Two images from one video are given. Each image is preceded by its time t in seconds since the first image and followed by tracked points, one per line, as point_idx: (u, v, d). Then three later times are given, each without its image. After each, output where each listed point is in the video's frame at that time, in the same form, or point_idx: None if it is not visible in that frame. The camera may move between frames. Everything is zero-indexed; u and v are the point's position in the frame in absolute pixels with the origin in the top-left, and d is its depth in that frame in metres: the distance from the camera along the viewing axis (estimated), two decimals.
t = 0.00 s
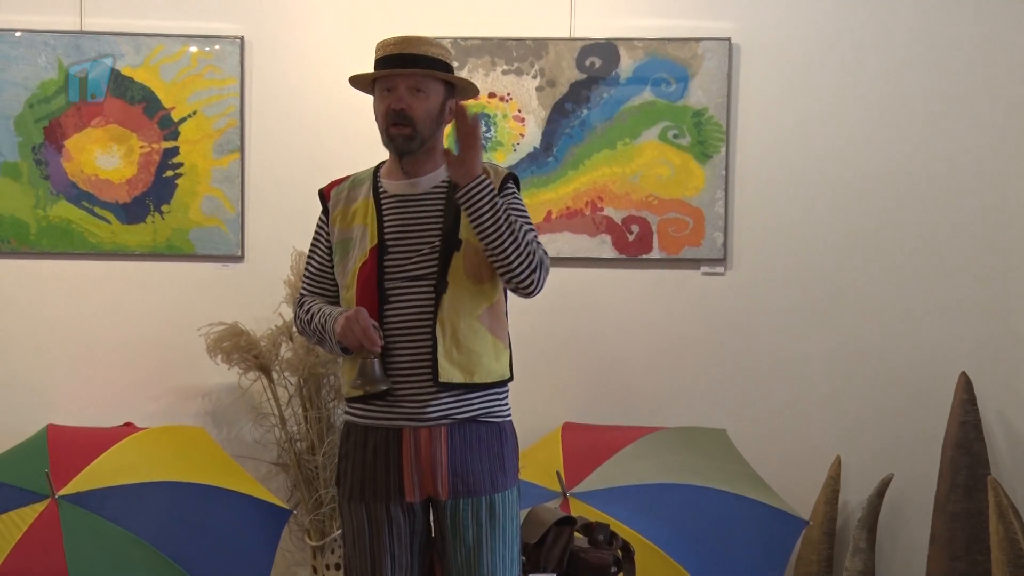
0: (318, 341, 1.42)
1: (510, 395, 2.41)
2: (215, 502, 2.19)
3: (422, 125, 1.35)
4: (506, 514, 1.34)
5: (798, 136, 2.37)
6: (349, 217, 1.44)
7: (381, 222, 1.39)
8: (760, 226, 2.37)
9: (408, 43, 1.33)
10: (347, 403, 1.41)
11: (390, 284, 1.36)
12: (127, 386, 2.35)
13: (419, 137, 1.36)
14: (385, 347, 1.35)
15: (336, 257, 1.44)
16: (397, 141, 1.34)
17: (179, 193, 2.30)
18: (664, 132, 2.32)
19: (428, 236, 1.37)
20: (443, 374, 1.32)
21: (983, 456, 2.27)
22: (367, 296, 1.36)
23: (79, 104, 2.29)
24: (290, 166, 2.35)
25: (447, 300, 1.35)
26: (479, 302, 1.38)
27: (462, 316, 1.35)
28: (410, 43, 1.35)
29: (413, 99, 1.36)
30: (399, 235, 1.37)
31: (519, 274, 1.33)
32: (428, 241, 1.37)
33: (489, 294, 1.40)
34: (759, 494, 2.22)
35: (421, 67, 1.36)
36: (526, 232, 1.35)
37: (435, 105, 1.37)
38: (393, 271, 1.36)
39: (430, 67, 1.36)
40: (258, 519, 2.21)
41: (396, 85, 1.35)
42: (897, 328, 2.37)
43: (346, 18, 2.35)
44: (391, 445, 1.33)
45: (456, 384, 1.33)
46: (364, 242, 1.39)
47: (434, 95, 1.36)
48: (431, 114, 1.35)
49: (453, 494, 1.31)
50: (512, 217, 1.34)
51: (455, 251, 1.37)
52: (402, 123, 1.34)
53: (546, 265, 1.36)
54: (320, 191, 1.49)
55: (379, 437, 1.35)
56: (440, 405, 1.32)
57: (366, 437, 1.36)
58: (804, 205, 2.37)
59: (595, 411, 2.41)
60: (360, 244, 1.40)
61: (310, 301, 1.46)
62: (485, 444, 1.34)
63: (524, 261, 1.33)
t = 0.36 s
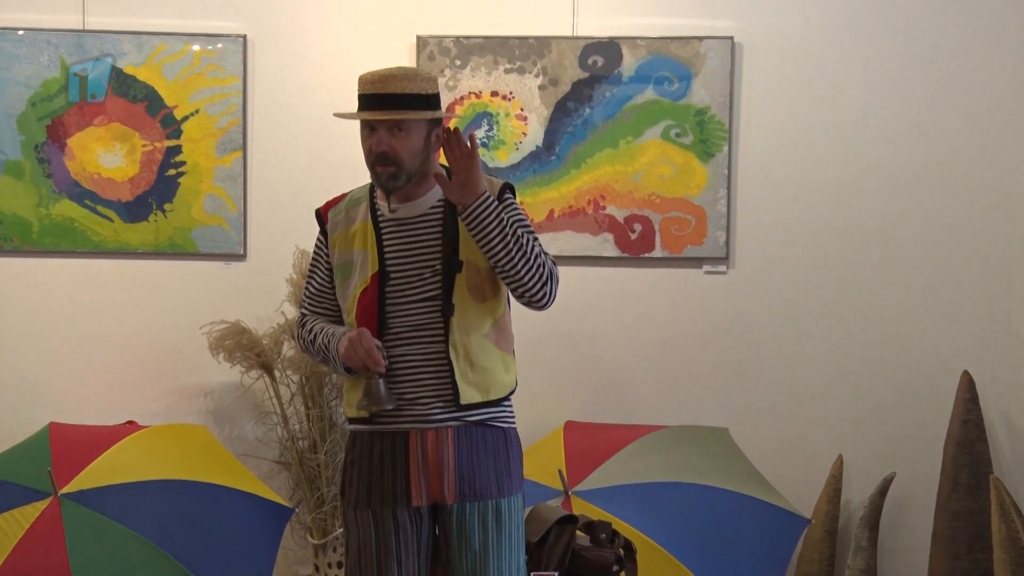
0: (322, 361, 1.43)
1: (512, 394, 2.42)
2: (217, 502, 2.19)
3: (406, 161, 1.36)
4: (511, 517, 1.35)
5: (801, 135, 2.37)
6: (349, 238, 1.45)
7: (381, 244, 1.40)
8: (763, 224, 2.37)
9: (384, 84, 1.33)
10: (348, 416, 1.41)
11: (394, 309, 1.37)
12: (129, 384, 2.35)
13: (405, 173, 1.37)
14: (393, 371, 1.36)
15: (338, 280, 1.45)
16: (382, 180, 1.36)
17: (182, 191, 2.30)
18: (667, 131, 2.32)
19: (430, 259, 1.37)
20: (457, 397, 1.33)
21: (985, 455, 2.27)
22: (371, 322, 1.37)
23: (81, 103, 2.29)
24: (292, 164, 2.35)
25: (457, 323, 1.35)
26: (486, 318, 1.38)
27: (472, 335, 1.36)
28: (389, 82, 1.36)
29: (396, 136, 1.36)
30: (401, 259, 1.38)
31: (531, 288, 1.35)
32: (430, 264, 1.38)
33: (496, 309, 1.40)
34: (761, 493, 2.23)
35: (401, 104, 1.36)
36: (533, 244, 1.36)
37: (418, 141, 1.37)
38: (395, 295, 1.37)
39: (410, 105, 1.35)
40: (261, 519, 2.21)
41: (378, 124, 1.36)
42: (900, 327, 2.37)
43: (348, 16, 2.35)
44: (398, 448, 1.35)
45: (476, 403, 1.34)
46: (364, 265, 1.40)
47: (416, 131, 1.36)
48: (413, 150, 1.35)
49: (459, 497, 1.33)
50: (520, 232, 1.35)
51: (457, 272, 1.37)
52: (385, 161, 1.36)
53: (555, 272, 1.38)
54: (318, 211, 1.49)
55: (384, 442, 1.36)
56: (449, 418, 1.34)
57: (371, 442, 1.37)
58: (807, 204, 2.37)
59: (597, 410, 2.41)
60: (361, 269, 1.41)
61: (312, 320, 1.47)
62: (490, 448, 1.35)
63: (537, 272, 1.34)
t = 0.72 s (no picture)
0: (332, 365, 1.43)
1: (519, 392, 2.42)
2: (224, 500, 2.20)
3: (412, 166, 1.36)
4: (521, 517, 1.35)
5: (809, 132, 2.37)
6: (357, 243, 1.45)
7: (389, 250, 1.40)
8: (771, 222, 2.37)
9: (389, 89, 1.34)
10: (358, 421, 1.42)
11: (402, 315, 1.38)
12: (138, 382, 2.36)
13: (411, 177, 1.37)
14: (401, 376, 1.36)
15: (347, 286, 1.46)
16: (389, 185, 1.36)
17: (190, 189, 2.31)
18: (674, 128, 2.32)
19: (438, 265, 1.38)
20: (465, 402, 1.34)
21: (994, 454, 2.27)
22: (380, 328, 1.37)
23: (90, 101, 2.29)
24: (300, 161, 2.35)
25: (466, 328, 1.35)
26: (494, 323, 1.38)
27: (481, 341, 1.36)
28: (393, 88, 1.37)
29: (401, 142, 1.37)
30: (408, 265, 1.38)
31: (536, 294, 1.35)
32: (437, 270, 1.38)
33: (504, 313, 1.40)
34: (768, 491, 2.22)
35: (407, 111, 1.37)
36: (539, 249, 1.36)
37: (423, 148, 1.37)
38: (403, 301, 1.38)
39: (416, 111, 1.36)
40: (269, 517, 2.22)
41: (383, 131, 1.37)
42: (908, 325, 2.37)
43: (357, 14, 2.35)
44: (408, 448, 1.35)
45: (487, 407, 1.34)
46: (373, 271, 1.41)
47: (421, 136, 1.37)
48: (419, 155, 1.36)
49: (468, 498, 1.33)
50: (525, 238, 1.34)
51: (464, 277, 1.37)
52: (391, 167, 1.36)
53: (561, 277, 1.38)
54: (326, 216, 1.50)
55: (394, 443, 1.37)
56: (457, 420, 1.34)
57: (380, 442, 1.38)
58: (814, 202, 2.37)
59: (605, 407, 2.41)
60: (369, 274, 1.42)
61: (319, 325, 1.48)
62: (499, 448, 1.36)
63: (543, 278, 1.34)
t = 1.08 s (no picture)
0: (350, 358, 1.49)
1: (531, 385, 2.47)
2: (244, 490, 2.26)
3: (427, 165, 1.42)
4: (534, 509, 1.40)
5: (815, 132, 2.42)
6: (373, 238, 1.51)
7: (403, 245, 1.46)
8: (778, 219, 2.42)
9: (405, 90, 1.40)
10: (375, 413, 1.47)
11: (417, 308, 1.44)
12: (159, 375, 2.42)
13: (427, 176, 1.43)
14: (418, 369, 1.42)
15: (362, 279, 1.52)
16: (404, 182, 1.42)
17: (211, 187, 2.37)
18: (683, 128, 2.38)
19: (453, 261, 1.43)
20: (479, 393, 1.39)
21: (996, 446, 2.32)
22: (396, 322, 1.43)
23: (114, 101, 2.35)
24: (318, 160, 2.41)
25: (479, 323, 1.41)
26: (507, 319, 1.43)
27: (494, 335, 1.41)
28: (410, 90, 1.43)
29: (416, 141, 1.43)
30: (424, 261, 1.44)
31: (549, 290, 1.40)
32: (452, 266, 1.43)
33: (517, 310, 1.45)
34: (775, 482, 2.28)
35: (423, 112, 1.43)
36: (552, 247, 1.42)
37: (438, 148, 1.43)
38: (417, 295, 1.44)
39: (431, 112, 1.42)
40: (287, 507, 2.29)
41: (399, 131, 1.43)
42: (912, 320, 2.42)
43: (373, 17, 2.41)
44: (424, 441, 1.41)
45: (500, 400, 1.39)
46: (388, 266, 1.47)
47: (436, 137, 1.42)
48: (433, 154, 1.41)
49: (482, 489, 1.38)
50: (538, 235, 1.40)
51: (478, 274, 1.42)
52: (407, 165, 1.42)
53: (572, 273, 1.43)
54: (343, 213, 1.56)
55: (409, 435, 1.42)
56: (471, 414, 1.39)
57: (398, 435, 1.43)
58: (821, 199, 2.42)
59: (615, 401, 2.47)
60: (384, 270, 1.47)
61: (335, 320, 1.54)
62: (512, 441, 1.41)
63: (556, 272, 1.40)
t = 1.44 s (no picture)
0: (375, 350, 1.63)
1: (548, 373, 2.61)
2: (278, 471, 2.42)
3: (452, 154, 1.55)
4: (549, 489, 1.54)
5: (819, 133, 2.54)
6: (397, 231, 1.64)
7: (425, 237, 1.59)
8: (783, 216, 2.55)
9: (429, 84, 1.53)
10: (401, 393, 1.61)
11: (438, 296, 1.57)
12: (197, 363, 2.57)
13: (452, 164, 1.56)
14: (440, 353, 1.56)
15: (388, 268, 1.65)
16: (431, 173, 1.56)
17: (246, 186, 2.51)
18: (693, 130, 2.50)
19: (473, 253, 1.56)
20: (497, 376, 1.52)
21: (990, 431, 2.44)
22: (419, 308, 1.57)
23: (155, 105, 2.49)
24: (347, 160, 2.54)
25: (498, 311, 1.54)
26: (523, 313, 1.56)
27: (511, 324, 1.54)
28: (432, 83, 1.55)
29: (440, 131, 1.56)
30: (446, 253, 1.57)
31: (566, 297, 1.54)
32: (472, 257, 1.56)
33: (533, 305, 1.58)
34: (778, 465, 2.41)
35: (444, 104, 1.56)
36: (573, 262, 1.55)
37: (460, 136, 1.56)
38: (438, 284, 1.57)
39: (452, 104, 1.55)
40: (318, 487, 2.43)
41: (424, 122, 1.55)
42: (911, 312, 2.55)
43: (400, 23, 2.54)
44: (446, 425, 1.55)
45: (516, 385, 1.53)
46: (410, 256, 1.60)
47: (458, 126, 1.55)
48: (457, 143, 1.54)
49: (501, 470, 1.52)
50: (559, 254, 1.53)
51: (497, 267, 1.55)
52: (433, 156, 1.55)
53: (586, 283, 1.57)
54: (370, 207, 1.70)
55: (433, 420, 1.56)
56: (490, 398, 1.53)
57: (423, 421, 1.58)
58: (824, 198, 2.55)
59: (628, 388, 2.60)
60: (408, 259, 1.61)
61: (363, 309, 1.68)
62: (528, 425, 1.54)
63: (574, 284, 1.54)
